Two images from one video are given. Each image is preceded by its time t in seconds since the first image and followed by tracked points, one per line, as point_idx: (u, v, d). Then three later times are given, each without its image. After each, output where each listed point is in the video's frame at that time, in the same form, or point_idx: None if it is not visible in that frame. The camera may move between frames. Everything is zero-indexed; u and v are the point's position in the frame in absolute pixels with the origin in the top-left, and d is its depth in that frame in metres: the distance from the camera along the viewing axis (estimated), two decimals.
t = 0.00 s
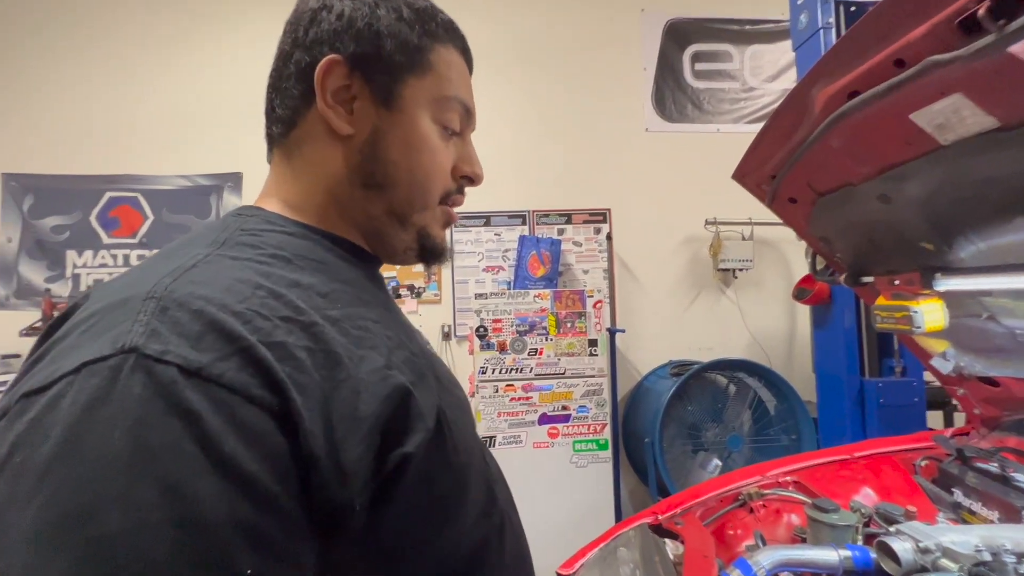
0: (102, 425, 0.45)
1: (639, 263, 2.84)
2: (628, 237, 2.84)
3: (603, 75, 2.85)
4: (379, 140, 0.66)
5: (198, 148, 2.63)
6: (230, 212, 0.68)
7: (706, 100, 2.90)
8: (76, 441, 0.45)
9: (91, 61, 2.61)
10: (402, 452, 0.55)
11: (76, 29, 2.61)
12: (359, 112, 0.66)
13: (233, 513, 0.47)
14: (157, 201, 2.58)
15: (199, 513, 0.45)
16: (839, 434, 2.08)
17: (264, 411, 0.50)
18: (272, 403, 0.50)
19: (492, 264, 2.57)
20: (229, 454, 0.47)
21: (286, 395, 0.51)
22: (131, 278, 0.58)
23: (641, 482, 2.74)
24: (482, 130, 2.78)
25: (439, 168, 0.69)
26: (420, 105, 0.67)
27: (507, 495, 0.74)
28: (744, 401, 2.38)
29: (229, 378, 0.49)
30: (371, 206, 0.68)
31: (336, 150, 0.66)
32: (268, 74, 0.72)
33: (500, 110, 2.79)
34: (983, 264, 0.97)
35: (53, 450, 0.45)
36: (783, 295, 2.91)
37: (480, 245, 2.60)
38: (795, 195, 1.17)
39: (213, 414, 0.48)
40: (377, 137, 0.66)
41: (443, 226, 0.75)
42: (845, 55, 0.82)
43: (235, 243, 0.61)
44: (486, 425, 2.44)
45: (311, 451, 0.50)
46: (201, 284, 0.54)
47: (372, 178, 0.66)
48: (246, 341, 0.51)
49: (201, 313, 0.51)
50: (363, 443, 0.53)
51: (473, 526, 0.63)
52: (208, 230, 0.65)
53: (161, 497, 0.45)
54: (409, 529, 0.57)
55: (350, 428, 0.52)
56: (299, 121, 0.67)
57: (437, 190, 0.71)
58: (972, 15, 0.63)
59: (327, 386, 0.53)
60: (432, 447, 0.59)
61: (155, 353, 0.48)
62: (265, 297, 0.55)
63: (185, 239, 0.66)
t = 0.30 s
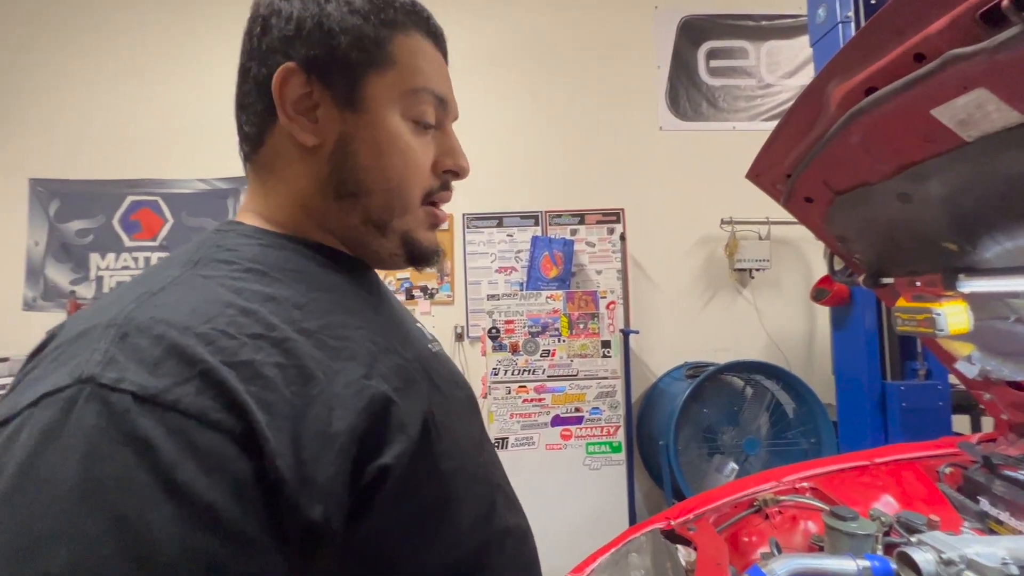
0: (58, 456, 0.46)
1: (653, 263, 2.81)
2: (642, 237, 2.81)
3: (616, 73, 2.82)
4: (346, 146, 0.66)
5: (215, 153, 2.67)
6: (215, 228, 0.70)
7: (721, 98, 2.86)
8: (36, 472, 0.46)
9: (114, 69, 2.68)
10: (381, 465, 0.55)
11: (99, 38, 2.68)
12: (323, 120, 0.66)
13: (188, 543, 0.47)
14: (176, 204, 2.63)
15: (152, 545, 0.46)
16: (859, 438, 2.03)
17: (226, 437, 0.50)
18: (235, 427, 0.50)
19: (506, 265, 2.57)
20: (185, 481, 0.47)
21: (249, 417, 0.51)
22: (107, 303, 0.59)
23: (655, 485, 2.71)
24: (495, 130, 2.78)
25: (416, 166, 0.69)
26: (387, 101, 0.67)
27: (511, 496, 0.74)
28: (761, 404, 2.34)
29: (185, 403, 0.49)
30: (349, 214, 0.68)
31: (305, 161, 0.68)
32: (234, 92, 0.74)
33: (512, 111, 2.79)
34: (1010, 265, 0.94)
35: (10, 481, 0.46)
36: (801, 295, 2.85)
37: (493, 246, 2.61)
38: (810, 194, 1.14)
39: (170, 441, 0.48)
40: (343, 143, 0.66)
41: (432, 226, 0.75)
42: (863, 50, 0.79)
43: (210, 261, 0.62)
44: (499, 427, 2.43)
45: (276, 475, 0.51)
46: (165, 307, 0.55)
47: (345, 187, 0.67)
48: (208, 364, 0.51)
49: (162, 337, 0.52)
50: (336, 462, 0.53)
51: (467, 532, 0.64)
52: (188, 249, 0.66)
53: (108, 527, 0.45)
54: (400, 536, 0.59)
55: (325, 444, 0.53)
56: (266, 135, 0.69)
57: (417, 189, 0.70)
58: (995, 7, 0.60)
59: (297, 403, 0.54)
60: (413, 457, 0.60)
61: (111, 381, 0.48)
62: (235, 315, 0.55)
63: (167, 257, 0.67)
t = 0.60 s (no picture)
0: (60, 464, 0.47)
1: (665, 264, 2.79)
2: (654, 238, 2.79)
3: (628, 74, 2.81)
4: (342, 157, 0.68)
5: (231, 158, 2.73)
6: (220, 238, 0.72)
7: (734, 97, 2.82)
8: (37, 478, 0.47)
9: (135, 76, 2.75)
10: (372, 472, 0.57)
11: (121, 47, 2.76)
12: (321, 132, 0.68)
13: (183, 546, 0.48)
14: (194, 208, 2.69)
15: (147, 551, 0.47)
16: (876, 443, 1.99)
17: (221, 444, 0.51)
18: (230, 436, 0.52)
19: (517, 267, 2.59)
20: (181, 487, 0.48)
21: (245, 426, 0.52)
22: (112, 313, 0.61)
23: (668, 488, 2.69)
24: (506, 132, 2.79)
25: (412, 176, 0.70)
26: (384, 112, 0.68)
27: (513, 499, 0.75)
28: (775, 407, 2.30)
29: (184, 413, 0.51)
30: (347, 224, 0.70)
31: (305, 173, 0.69)
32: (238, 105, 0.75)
33: (523, 113, 2.79)
34: None
35: (14, 487, 0.47)
36: (817, 297, 2.80)
37: (504, 247, 2.63)
38: (822, 195, 1.13)
39: (169, 448, 0.49)
40: (340, 154, 0.67)
41: (429, 234, 0.76)
42: (875, 47, 0.78)
43: (214, 272, 0.63)
44: (509, 428, 2.44)
45: (270, 482, 0.52)
46: (169, 318, 0.56)
47: (343, 198, 0.68)
48: (207, 374, 0.53)
49: (165, 347, 0.53)
50: (328, 469, 0.54)
51: (458, 536, 0.65)
52: (193, 259, 0.68)
53: (107, 531, 0.46)
54: (392, 542, 0.60)
55: (319, 450, 0.55)
56: (269, 148, 0.71)
57: (413, 199, 0.71)
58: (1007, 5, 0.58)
59: (293, 411, 0.55)
60: (405, 463, 0.61)
61: (114, 391, 0.50)
62: (235, 325, 0.57)
63: (172, 268, 0.69)
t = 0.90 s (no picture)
0: (91, 451, 0.49)
1: (678, 265, 2.78)
2: (666, 238, 2.78)
3: (639, 73, 2.80)
4: (354, 163, 0.69)
5: (248, 161, 2.78)
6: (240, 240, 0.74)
7: (748, 95, 2.80)
8: (70, 465, 0.49)
9: (155, 82, 2.82)
10: (378, 467, 0.58)
11: (142, 54, 2.83)
12: (334, 139, 0.70)
13: (202, 533, 0.50)
14: (212, 210, 2.75)
15: (167, 537, 0.49)
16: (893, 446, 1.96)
17: (238, 436, 0.53)
18: (247, 429, 0.54)
19: (529, 267, 2.64)
20: (201, 477, 0.50)
21: (261, 419, 0.54)
22: (139, 311, 0.64)
23: (680, 489, 2.67)
24: (517, 133, 2.80)
25: (421, 180, 0.71)
26: (393, 119, 0.70)
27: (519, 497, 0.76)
28: (790, 408, 2.28)
29: (206, 405, 0.53)
30: (360, 227, 0.72)
31: (319, 178, 0.71)
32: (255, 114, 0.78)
33: (534, 114, 2.80)
34: None
35: (50, 471, 0.49)
36: (834, 297, 2.76)
37: (514, 247, 2.66)
38: (834, 195, 1.12)
39: (190, 439, 0.51)
40: (352, 161, 0.69)
41: (438, 236, 0.78)
42: (884, 47, 0.77)
43: (233, 272, 0.66)
44: (521, 428, 2.45)
45: (284, 474, 0.54)
46: (193, 315, 0.58)
47: (355, 202, 0.70)
48: (226, 369, 0.55)
49: (188, 343, 0.55)
50: (338, 463, 0.56)
51: (464, 532, 0.66)
52: (215, 260, 0.70)
53: (131, 516, 0.48)
54: (397, 539, 0.61)
55: (330, 445, 0.56)
56: (285, 154, 0.73)
57: (422, 201, 0.73)
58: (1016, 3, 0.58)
59: (306, 407, 0.57)
60: (414, 459, 0.63)
61: (142, 383, 0.52)
62: (253, 323, 0.59)
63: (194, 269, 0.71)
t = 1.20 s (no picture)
0: (114, 440, 0.51)
1: (690, 265, 2.76)
2: (677, 238, 2.77)
3: (651, 73, 2.79)
4: (367, 169, 0.71)
5: (263, 163, 2.82)
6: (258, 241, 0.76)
7: (761, 94, 2.77)
8: (95, 454, 0.51)
9: (173, 86, 2.88)
10: (387, 464, 0.60)
11: (160, 58, 2.89)
12: (348, 145, 0.71)
13: (219, 524, 0.52)
14: (228, 212, 2.80)
15: (185, 527, 0.50)
16: (908, 449, 1.93)
17: (254, 429, 0.55)
18: (263, 423, 0.55)
19: (540, 267, 2.65)
20: (217, 469, 0.52)
21: (276, 415, 0.55)
22: (160, 308, 0.65)
23: (692, 490, 2.65)
24: (528, 134, 2.80)
25: (432, 185, 0.72)
26: (406, 127, 0.71)
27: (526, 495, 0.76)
28: (804, 410, 2.25)
29: (223, 399, 0.54)
30: (372, 231, 0.73)
31: (333, 183, 0.72)
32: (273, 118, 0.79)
33: (545, 114, 2.80)
34: None
35: (76, 461, 0.51)
36: (849, 297, 2.72)
37: (525, 247, 2.68)
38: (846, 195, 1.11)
39: (209, 432, 0.53)
40: (365, 167, 0.71)
41: (447, 239, 0.79)
42: (898, 44, 0.76)
43: (250, 272, 0.67)
44: (531, 428, 2.46)
45: (297, 468, 0.55)
46: (212, 312, 0.60)
47: (368, 206, 0.71)
48: (243, 365, 0.56)
49: (206, 339, 0.57)
50: (349, 459, 0.57)
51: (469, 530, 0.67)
52: (233, 260, 0.72)
53: (152, 504, 0.50)
54: (404, 537, 0.62)
55: (341, 442, 0.58)
56: (302, 158, 0.74)
57: (433, 206, 0.74)
58: None
59: (318, 404, 0.58)
60: (423, 457, 0.64)
61: (163, 376, 0.54)
62: (268, 321, 0.61)
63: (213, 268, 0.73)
